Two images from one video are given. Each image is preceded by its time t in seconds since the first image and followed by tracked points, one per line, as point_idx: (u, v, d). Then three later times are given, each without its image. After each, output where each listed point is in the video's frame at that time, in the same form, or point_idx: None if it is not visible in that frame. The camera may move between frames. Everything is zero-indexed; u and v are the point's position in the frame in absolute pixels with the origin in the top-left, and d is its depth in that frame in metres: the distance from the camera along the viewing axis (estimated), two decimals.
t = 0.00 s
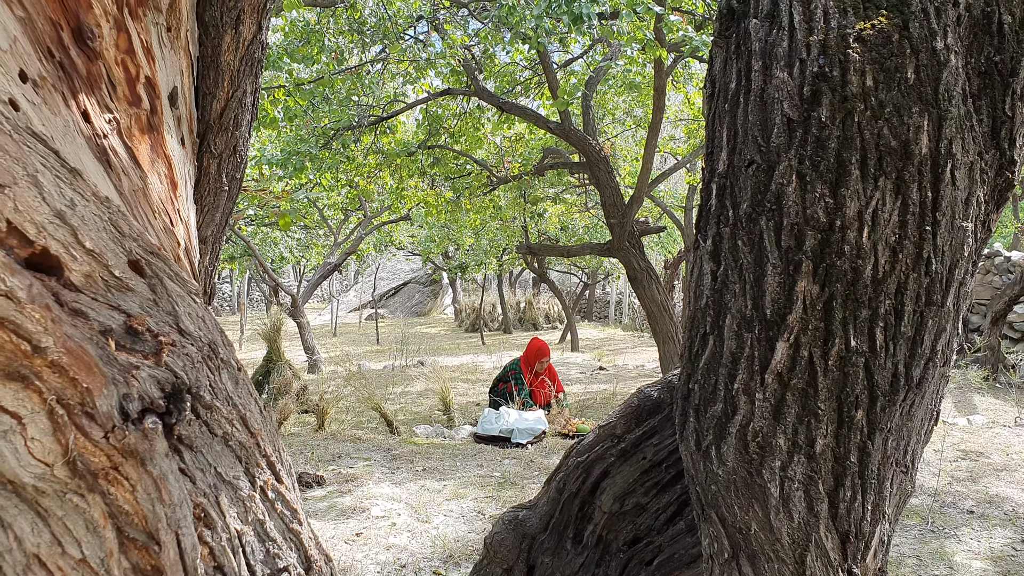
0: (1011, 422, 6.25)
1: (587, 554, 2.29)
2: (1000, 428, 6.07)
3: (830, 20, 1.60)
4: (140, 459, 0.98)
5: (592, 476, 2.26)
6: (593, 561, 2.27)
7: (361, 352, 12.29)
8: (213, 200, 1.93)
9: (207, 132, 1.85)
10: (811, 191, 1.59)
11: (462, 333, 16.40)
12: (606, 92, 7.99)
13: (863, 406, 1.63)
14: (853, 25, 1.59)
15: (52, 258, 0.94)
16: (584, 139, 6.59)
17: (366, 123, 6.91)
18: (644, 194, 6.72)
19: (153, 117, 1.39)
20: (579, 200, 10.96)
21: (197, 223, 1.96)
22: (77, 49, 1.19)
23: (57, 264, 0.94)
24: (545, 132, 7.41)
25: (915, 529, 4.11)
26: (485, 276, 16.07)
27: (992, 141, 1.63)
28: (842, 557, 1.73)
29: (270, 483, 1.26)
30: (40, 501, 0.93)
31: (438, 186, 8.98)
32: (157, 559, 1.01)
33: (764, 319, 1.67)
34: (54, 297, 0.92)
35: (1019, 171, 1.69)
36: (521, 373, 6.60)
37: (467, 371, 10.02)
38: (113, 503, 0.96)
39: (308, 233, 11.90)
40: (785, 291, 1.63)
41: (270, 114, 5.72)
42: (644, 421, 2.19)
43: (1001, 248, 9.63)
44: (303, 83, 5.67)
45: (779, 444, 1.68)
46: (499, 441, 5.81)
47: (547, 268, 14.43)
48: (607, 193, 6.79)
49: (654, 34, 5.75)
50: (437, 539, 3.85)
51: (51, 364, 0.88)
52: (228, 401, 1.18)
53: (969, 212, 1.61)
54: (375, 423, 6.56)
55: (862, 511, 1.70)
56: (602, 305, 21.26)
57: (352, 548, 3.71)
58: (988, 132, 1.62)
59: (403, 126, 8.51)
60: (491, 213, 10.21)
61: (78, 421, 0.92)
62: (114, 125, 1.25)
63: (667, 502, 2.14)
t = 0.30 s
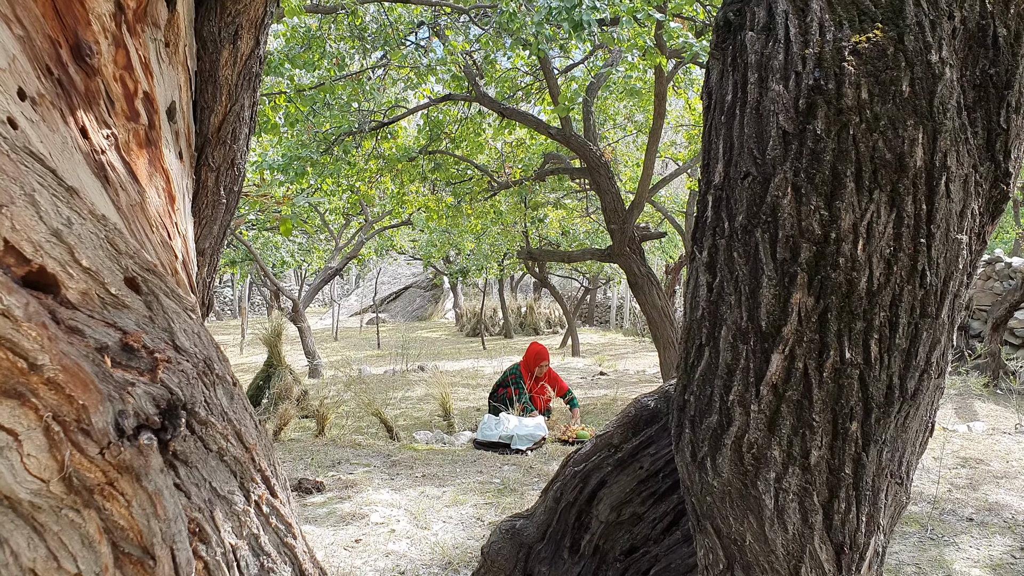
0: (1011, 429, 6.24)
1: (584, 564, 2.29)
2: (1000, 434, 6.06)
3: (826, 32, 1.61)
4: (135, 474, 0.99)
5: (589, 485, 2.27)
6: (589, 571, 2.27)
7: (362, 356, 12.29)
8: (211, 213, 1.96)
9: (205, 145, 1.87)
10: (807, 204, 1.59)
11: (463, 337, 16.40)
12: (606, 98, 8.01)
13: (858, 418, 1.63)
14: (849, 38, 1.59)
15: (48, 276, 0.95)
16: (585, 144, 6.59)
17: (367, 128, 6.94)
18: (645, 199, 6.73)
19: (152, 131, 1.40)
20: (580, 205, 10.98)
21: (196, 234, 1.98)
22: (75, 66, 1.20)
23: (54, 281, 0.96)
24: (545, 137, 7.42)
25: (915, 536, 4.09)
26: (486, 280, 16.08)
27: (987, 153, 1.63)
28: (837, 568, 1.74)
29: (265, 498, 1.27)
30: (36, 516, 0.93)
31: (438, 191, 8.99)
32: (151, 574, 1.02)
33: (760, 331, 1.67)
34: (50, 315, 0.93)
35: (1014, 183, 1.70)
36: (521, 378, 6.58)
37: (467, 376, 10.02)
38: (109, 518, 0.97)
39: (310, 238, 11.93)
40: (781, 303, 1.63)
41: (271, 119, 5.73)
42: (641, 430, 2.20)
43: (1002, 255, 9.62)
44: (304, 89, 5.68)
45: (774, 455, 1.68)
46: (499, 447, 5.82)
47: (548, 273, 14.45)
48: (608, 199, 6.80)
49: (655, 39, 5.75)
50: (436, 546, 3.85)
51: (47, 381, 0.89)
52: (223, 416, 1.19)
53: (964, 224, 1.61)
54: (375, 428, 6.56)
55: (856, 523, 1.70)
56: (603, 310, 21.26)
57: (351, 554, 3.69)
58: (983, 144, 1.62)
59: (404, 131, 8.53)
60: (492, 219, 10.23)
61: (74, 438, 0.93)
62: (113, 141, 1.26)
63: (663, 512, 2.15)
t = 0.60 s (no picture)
0: (1014, 437, 6.21)
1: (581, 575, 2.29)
2: (1002, 443, 6.04)
3: (821, 48, 1.62)
4: (130, 491, 1.00)
5: (586, 496, 2.28)
6: None
7: (364, 362, 12.31)
8: (209, 227, 1.99)
9: (203, 161, 1.92)
10: (802, 218, 1.59)
11: (465, 343, 16.41)
12: (609, 105, 8.03)
13: (852, 431, 1.63)
14: (844, 53, 1.60)
15: (45, 296, 0.97)
16: (587, 151, 6.61)
17: (370, 134, 6.97)
18: (647, 206, 6.73)
19: (151, 148, 1.42)
20: (582, 211, 11.00)
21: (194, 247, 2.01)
22: (74, 85, 1.22)
23: (51, 301, 0.97)
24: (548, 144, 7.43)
25: (915, 545, 4.06)
26: (488, 286, 16.09)
27: (982, 168, 1.64)
28: None
29: (259, 513, 1.28)
30: (32, 532, 0.95)
31: (440, 197, 9.02)
32: None
33: (755, 344, 1.67)
34: (47, 334, 0.95)
35: (1009, 197, 1.70)
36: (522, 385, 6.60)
37: (469, 381, 10.02)
38: (104, 534, 0.98)
39: (312, 243, 11.96)
40: (776, 317, 1.63)
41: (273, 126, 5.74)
42: (638, 441, 2.20)
43: (1004, 262, 9.60)
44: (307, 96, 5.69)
45: (769, 469, 1.68)
46: (500, 454, 5.82)
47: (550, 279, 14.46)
48: (610, 206, 6.80)
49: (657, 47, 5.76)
50: (436, 553, 3.84)
51: (44, 400, 0.91)
52: (218, 433, 1.20)
53: (958, 238, 1.62)
54: (376, 435, 6.57)
55: (850, 536, 1.71)
56: (605, 316, 21.24)
57: (350, 562, 3.68)
58: (978, 158, 1.63)
59: (407, 138, 8.56)
60: (494, 225, 10.25)
61: (69, 455, 0.94)
62: (111, 158, 1.28)
63: (660, 523, 2.16)
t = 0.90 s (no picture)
0: (1016, 441, 6.19)
1: None
2: (1003, 446, 6.02)
3: (817, 56, 1.62)
4: (124, 502, 1.02)
5: (583, 502, 2.29)
6: None
7: (366, 362, 12.33)
8: (206, 235, 2.03)
9: (201, 170, 1.96)
10: (797, 226, 1.60)
11: (467, 343, 16.43)
12: (612, 107, 8.02)
13: (846, 438, 1.63)
14: (839, 62, 1.60)
15: (40, 309, 0.99)
16: (589, 154, 6.61)
17: (373, 136, 6.99)
18: (649, 208, 6.73)
19: (148, 158, 1.45)
20: (584, 213, 11.01)
21: (192, 256, 2.04)
22: (71, 97, 1.25)
23: (46, 314, 0.99)
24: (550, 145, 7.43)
25: (915, 549, 4.04)
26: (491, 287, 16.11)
27: (977, 176, 1.63)
28: None
29: (253, 522, 1.30)
30: (27, 542, 0.95)
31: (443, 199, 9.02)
32: None
33: (750, 352, 1.67)
34: (42, 347, 0.96)
35: (1005, 205, 1.70)
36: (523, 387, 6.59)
37: (471, 383, 10.03)
38: (98, 544, 1.00)
39: (315, 244, 11.99)
40: (771, 324, 1.63)
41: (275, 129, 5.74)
42: (635, 447, 2.21)
43: (1008, 264, 9.58)
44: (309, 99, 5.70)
45: (763, 476, 1.69)
46: (501, 456, 5.83)
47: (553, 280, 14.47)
48: (612, 208, 6.79)
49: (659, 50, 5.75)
50: (436, 556, 3.84)
51: (38, 413, 0.92)
52: (212, 444, 1.22)
53: (953, 246, 1.62)
54: (377, 436, 6.58)
55: (844, 543, 1.71)
56: (608, 317, 21.23)
57: (351, 564, 3.69)
58: (974, 166, 1.63)
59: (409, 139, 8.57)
60: (497, 226, 10.26)
61: (64, 467, 0.95)
62: (108, 169, 1.31)
63: (657, 528, 2.17)
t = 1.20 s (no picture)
0: None
1: None
2: (1011, 450, 5.96)
3: (819, 64, 1.60)
4: (125, 513, 1.03)
5: (586, 508, 2.29)
6: None
7: (374, 363, 12.37)
8: (210, 245, 2.06)
9: (204, 180, 1.99)
10: (798, 234, 1.59)
11: (474, 344, 16.44)
12: (619, 110, 8.00)
13: (847, 446, 1.62)
14: (842, 70, 1.59)
15: (42, 322, 1.00)
16: (596, 155, 6.59)
17: (380, 138, 7.01)
18: (656, 210, 6.71)
19: (149, 169, 1.48)
20: (591, 214, 11.00)
21: (195, 265, 2.06)
22: (75, 110, 1.28)
23: (48, 328, 1.01)
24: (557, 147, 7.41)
25: (922, 553, 3.99)
26: (498, 288, 16.13)
27: (980, 184, 1.62)
28: None
29: (253, 533, 1.31)
30: (28, 554, 0.96)
31: (449, 200, 9.04)
32: None
33: (751, 360, 1.66)
34: (44, 361, 0.98)
35: (1009, 213, 1.68)
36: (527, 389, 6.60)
37: (478, 384, 10.04)
38: (99, 555, 1.00)
39: (322, 245, 12.03)
40: (772, 333, 1.62)
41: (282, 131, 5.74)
42: (638, 453, 2.21)
43: (1017, 266, 9.49)
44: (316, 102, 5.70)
45: (764, 484, 1.68)
46: (507, 459, 5.83)
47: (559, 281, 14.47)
48: (619, 210, 6.77)
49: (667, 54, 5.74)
50: (441, 559, 3.84)
51: (41, 425, 0.94)
52: (212, 456, 1.24)
53: (955, 254, 1.60)
54: (384, 438, 6.61)
55: (845, 551, 1.70)
56: (616, 318, 21.21)
57: (356, 566, 3.70)
58: (976, 174, 1.61)
59: (416, 141, 8.59)
60: (503, 228, 10.27)
61: (65, 479, 0.96)
62: (111, 180, 1.33)
63: (660, 535, 2.15)
